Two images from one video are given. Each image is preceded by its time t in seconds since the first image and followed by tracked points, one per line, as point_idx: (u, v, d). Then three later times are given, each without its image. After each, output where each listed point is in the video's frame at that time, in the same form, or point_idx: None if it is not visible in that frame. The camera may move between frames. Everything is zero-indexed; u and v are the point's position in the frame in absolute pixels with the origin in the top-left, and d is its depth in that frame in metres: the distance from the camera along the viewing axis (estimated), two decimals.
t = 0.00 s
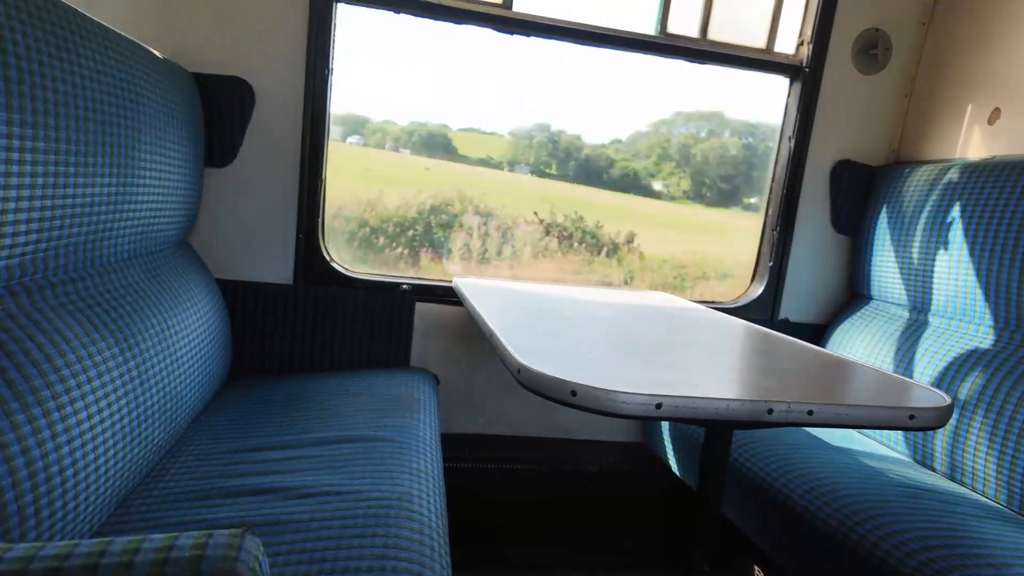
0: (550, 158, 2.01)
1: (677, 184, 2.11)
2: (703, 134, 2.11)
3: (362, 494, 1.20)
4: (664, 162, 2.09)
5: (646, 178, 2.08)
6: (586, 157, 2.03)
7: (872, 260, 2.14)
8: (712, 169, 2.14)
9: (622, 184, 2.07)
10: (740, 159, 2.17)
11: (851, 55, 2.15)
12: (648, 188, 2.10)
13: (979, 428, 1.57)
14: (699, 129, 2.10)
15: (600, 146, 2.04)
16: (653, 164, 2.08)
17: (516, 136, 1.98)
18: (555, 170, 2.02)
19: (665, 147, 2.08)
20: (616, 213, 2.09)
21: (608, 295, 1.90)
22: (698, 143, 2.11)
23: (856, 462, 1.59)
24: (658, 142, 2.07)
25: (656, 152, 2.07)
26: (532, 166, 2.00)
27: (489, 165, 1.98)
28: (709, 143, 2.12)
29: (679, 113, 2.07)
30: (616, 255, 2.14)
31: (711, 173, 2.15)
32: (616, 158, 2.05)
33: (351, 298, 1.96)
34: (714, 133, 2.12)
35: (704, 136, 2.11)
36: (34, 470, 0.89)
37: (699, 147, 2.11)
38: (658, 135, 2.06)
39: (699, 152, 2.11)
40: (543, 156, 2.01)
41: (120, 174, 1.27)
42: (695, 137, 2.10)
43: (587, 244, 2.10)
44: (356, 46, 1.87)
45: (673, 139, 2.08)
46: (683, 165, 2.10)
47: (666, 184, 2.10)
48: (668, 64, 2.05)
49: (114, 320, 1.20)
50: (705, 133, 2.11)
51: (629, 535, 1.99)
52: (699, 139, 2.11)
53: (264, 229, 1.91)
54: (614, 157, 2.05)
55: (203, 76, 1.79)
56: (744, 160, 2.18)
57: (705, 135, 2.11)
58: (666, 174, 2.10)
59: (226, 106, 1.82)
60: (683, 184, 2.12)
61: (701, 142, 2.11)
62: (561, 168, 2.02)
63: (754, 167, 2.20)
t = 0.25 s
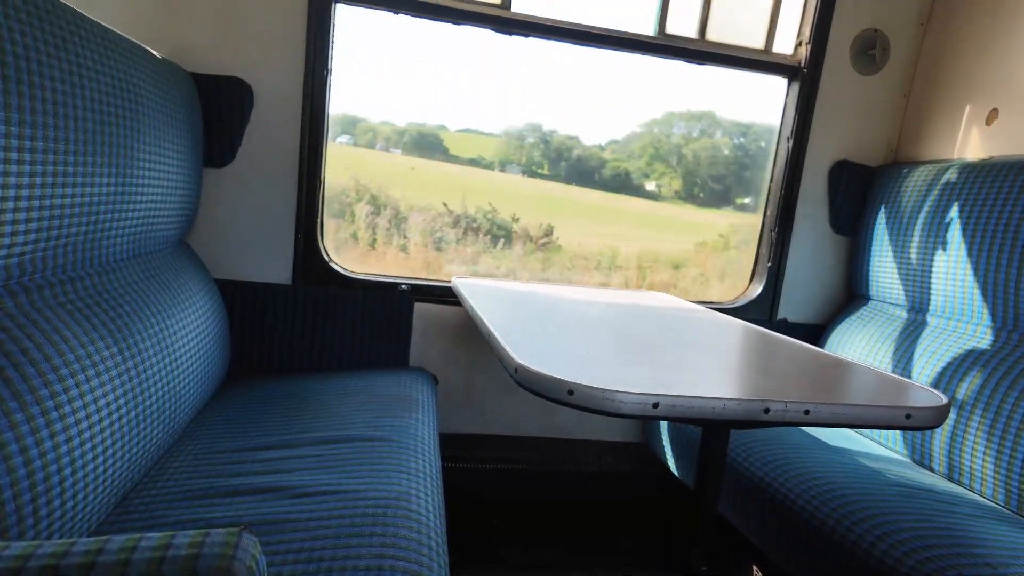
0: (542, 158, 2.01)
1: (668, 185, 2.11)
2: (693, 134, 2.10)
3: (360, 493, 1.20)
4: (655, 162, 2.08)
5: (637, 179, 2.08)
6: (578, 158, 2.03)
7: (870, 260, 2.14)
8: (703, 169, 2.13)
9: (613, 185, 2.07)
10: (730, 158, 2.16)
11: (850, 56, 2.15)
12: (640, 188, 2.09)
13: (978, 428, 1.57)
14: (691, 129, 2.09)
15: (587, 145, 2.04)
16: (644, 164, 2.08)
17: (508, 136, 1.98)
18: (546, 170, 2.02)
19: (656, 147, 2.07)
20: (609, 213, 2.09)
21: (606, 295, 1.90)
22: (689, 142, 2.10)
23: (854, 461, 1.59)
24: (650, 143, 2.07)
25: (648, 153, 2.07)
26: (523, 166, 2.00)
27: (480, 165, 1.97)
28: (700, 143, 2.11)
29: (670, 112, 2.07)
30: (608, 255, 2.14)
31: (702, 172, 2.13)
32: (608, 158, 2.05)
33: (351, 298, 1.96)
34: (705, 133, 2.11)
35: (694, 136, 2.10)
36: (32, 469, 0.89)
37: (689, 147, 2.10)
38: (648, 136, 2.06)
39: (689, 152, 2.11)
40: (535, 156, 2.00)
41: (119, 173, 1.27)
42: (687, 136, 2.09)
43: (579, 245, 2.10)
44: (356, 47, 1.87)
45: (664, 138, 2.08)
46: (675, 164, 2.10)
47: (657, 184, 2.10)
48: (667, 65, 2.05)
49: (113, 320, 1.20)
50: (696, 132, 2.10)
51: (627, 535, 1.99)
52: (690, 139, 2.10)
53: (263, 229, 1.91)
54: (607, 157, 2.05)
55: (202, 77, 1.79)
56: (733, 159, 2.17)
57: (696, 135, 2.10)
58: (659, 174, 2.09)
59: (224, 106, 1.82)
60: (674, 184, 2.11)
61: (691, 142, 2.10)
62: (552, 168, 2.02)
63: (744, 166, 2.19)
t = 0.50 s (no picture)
0: (534, 159, 2.02)
1: (658, 186, 2.10)
2: (684, 135, 2.10)
3: (359, 491, 1.21)
4: (647, 162, 2.08)
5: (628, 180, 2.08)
6: (569, 159, 2.03)
7: (867, 261, 2.15)
8: (694, 171, 2.13)
9: (604, 185, 2.07)
10: (721, 159, 2.16)
11: (846, 58, 2.16)
12: (631, 188, 2.09)
13: (974, 428, 1.58)
14: (682, 130, 2.10)
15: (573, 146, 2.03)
16: (635, 166, 2.08)
17: (499, 137, 1.98)
18: (538, 171, 2.02)
19: (647, 148, 2.07)
20: (601, 214, 2.09)
21: (604, 295, 1.91)
22: (679, 143, 2.10)
23: (850, 460, 1.60)
24: (641, 145, 2.07)
25: (639, 154, 2.07)
26: (514, 167, 2.00)
27: (471, 166, 1.98)
28: (690, 144, 2.11)
29: (661, 113, 2.08)
30: (601, 256, 2.15)
31: (693, 173, 2.13)
32: (601, 159, 2.05)
33: (351, 299, 1.98)
34: (696, 135, 2.11)
35: (684, 138, 2.10)
36: (32, 466, 0.90)
37: (680, 148, 2.10)
38: (639, 138, 2.06)
39: (679, 153, 2.10)
40: (527, 157, 2.01)
41: (119, 174, 1.28)
42: (678, 137, 2.10)
43: (572, 246, 2.11)
44: (356, 49, 1.88)
45: (655, 139, 2.08)
46: (665, 166, 2.10)
47: (648, 185, 2.09)
48: (665, 68, 2.07)
49: (113, 319, 1.20)
50: (687, 134, 2.10)
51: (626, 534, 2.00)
52: (679, 140, 2.10)
53: (264, 230, 1.92)
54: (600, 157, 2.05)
55: (202, 78, 1.80)
56: (724, 160, 2.16)
57: (686, 136, 2.10)
58: (651, 175, 2.09)
59: (223, 107, 1.82)
60: (665, 185, 2.11)
61: (680, 143, 2.10)
62: (543, 169, 2.02)
63: (735, 167, 2.18)
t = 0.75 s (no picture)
0: (524, 159, 2.00)
1: (649, 187, 2.08)
2: (674, 135, 2.08)
3: (359, 494, 1.21)
4: (638, 162, 2.06)
5: (620, 180, 2.06)
6: (560, 159, 2.02)
7: (866, 262, 2.16)
8: (685, 171, 2.10)
9: (596, 184, 2.05)
10: (712, 160, 2.13)
11: (845, 59, 2.17)
12: (623, 188, 2.07)
13: (972, 430, 1.59)
14: (672, 130, 2.07)
15: (570, 145, 2.02)
16: (626, 166, 2.06)
17: (489, 137, 1.97)
18: (529, 171, 2.01)
19: (639, 148, 2.06)
20: (593, 214, 2.07)
21: (603, 297, 1.91)
22: (670, 143, 2.08)
23: (849, 462, 1.61)
24: (632, 144, 2.05)
25: (630, 154, 2.05)
26: (505, 167, 1.99)
27: (462, 165, 1.97)
28: (680, 144, 2.08)
29: (653, 113, 2.06)
30: (594, 257, 2.15)
31: (684, 173, 2.10)
32: (592, 159, 2.03)
33: (351, 300, 1.98)
34: (687, 135, 2.09)
35: (674, 137, 2.08)
36: (32, 470, 0.90)
37: (671, 148, 2.08)
38: (629, 138, 2.05)
39: (671, 153, 2.08)
40: (517, 157, 2.00)
41: (119, 176, 1.28)
42: (668, 137, 2.08)
43: (566, 246, 2.10)
44: (356, 51, 1.89)
45: (646, 138, 2.06)
46: (655, 166, 2.08)
47: (639, 185, 2.07)
48: (664, 69, 2.07)
49: (113, 321, 1.21)
50: (677, 134, 2.08)
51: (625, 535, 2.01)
52: (669, 140, 2.08)
53: (263, 231, 1.92)
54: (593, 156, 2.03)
55: (201, 80, 1.80)
56: (715, 160, 2.14)
57: (677, 136, 2.08)
58: (641, 174, 2.07)
59: (224, 108, 1.83)
60: (656, 186, 2.09)
61: (670, 142, 2.08)
62: (534, 168, 2.01)
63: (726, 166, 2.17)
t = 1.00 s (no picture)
0: (514, 159, 2.00)
1: (640, 188, 2.09)
2: (666, 135, 2.08)
3: (357, 495, 1.21)
4: (630, 162, 2.07)
5: (611, 181, 2.06)
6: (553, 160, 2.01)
7: (864, 263, 2.16)
8: (674, 170, 2.10)
9: (592, 185, 2.06)
10: (703, 160, 2.12)
11: (843, 61, 2.17)
12: (616, 189, 2.07)
13: (970, 431, 1.59)
14: (664, 130, 2.08)
15: (566, 146, 2.03)
16: (617, 166, 2.06)
17: (480, 136, 1.97)
18: (520, 171, 2.01)
19: (630, 147, 2.06)
20: (586, 214, 2.08)
21: (602, 298, 1.92)
22: (661, 143, 2.08)
23: (846, 463, 1.61)
24: (623, 144, 2.05)
25: (622, 153, 2.06)
26: (496, 166, 1.99)
27: (453, 165, 1.96)
28: (672, 143, 2.09)
29: (643, 113, 2.07)
30: (588, 258, 2.14)
31: (675, 173, 2.10)
32: (581, 158, 2.04)
33: (350, 300, 1.98)
34: (678, 134, 2.09)
35: (666, 137, 2.08)
36: (29, 471, 0.90)
37: (662, 148, 2.08)
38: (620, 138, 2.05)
39: (662, 153, 2.09)
40: (509, 156, 1.99)
41: (118, 178, 1.28)
42: (660, 137, 2.08)
43: (560, 247, 2.10)
44: (355, 52, 1.89)
45: (637, 138, 2.06)
46: (649, 166, 2.08)
47: (632, 186, 2.08)
48: (662, 71, 2.07)
49: (111, 323, 1.21)
50: (669, 134, 2.08)
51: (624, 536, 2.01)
52: (661, 140, 2.08)
53: (261, 233, 1.93)
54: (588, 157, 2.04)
55: (200, 81, 1.80)
56: (706, 162, 2.12)
57: (668, 136, 2.08)
58: (636, 174, 2.08)
59: (220, 109, 1.82)
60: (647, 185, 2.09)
61: (661, 142, 2.08)
62: (525, 168, 2.01)
63: (715, 167, 2.14)
